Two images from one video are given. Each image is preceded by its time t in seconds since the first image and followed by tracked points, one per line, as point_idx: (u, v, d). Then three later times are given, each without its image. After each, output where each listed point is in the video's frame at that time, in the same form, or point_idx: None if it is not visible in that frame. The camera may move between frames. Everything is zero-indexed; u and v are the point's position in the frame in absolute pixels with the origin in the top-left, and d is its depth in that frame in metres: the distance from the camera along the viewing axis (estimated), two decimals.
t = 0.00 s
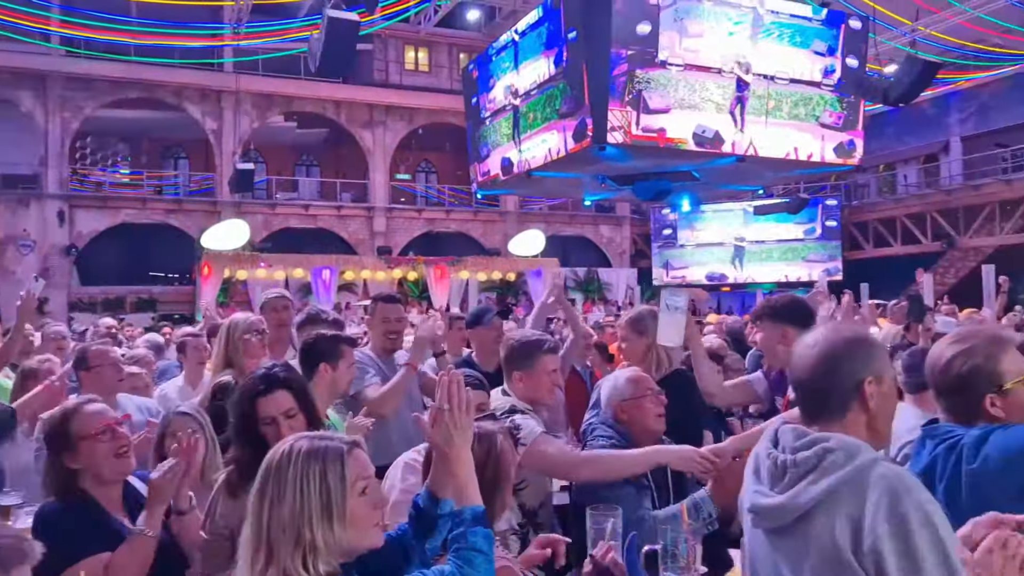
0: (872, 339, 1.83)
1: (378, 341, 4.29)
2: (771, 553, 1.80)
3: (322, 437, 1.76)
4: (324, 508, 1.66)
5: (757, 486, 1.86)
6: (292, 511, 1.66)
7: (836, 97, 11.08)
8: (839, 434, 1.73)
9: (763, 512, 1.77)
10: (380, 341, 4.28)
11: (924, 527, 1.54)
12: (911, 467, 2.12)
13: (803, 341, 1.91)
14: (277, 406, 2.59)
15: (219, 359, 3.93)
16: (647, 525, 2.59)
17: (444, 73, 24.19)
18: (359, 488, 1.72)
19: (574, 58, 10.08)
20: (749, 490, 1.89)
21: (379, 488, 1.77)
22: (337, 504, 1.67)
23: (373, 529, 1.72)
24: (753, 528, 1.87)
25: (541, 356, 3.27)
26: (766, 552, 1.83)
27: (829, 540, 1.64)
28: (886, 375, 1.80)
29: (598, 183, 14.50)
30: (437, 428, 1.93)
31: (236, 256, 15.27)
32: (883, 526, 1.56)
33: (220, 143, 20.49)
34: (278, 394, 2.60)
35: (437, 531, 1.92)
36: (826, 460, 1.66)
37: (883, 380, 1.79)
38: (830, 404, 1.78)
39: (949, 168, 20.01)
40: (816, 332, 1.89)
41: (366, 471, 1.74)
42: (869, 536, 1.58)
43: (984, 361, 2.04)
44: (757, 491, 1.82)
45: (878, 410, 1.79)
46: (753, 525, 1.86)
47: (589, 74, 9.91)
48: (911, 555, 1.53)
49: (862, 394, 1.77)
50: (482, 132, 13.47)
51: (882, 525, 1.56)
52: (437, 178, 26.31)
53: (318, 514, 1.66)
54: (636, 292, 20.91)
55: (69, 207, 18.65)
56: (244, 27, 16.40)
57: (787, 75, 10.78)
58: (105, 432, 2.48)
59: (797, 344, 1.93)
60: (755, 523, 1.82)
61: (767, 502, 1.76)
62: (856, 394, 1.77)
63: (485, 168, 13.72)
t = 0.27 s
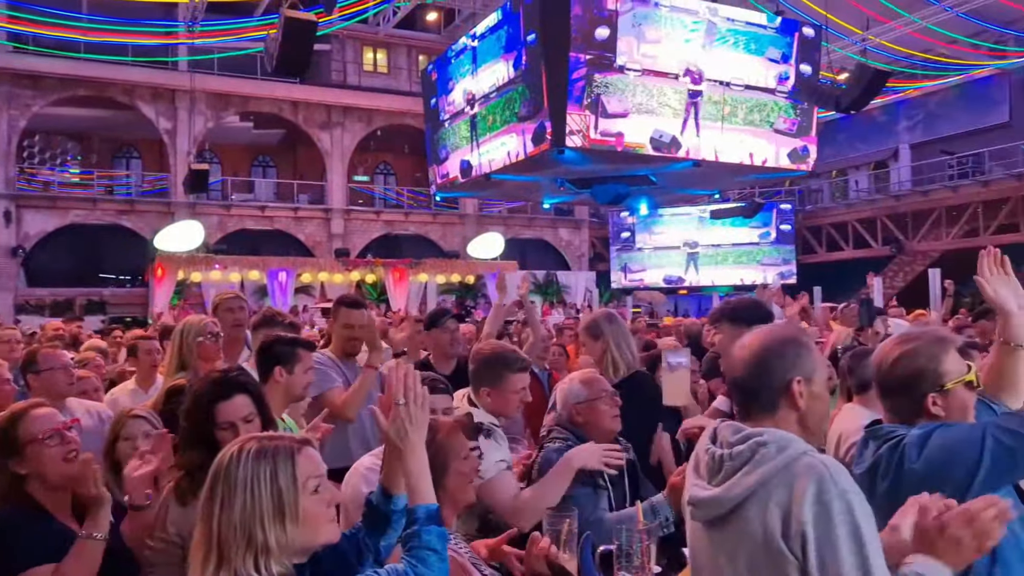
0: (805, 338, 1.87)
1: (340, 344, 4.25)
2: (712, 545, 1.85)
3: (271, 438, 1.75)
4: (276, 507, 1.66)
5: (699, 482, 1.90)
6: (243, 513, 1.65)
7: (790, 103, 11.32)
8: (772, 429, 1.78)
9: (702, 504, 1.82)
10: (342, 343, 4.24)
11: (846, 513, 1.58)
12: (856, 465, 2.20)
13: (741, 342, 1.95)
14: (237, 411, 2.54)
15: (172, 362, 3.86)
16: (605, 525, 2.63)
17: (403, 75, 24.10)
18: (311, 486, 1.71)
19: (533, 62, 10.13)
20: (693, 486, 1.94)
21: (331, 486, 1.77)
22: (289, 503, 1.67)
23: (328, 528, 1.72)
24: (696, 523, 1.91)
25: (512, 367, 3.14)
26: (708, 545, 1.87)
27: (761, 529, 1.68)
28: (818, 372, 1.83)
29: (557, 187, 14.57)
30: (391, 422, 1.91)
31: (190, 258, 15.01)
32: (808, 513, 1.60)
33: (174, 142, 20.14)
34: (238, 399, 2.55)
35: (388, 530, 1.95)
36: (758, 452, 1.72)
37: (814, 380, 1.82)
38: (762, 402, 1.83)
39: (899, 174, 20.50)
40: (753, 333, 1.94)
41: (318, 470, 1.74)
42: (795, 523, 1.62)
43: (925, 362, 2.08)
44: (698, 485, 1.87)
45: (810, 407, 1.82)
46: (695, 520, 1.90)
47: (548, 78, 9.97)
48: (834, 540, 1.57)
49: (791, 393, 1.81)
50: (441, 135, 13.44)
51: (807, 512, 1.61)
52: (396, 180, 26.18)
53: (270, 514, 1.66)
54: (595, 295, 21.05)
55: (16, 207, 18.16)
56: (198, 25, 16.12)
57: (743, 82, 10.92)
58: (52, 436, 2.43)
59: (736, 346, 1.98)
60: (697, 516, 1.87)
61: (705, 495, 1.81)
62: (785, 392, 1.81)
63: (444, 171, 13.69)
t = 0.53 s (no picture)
0: (749, 341, 1.89)
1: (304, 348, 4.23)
2: (658, 542, 1.88)
3: (224, 443, 1.73)
4: (230, 513, 1.64)
5: (645, 481, 1.93)
6: (195, 522, 1.62)
7: (746, 108, 11.49)
8: (715, 429, 1.81)
9: (647, 502, 1.84)
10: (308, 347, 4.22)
11: (780, 506, 1.61)
12: (807, 464, 2.20)
13: (689, 346, 1.98)
14: (199, 415, 2.48)
15: (125, 365, 3.78)
16: (561, 525, 2.62)
17: (362, 76, 23.93)
18: (266, 488, 1.69)
19: (492, 64, 10.14)
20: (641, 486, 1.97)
21: (290, 487, 1.75)
22: (244, 509, 1.65)
23: (287, 527, 1.71)
24: (644, 522, 1.94)
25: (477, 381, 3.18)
26: (655, 544, 1.90)
27: (701, 524, 1.72)
28: (761, 374, 1.86)
29: (517, 190, 14.59)
30: (353, 435, 1.87)
31: (143, 259, 14.72)
32: (747, 508, 1.63)
33: (126, 142, 19.73)
34: (200, 404, 2.49)
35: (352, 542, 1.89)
36: (700, 450, 1.75)
37: (757, 382, 1.85)
38: (707, 404, 1.86)
39: (851, 180, 20.94)
40: (700, 337, 1.96)
41: (273, 471, 1.71)
42: (734, 517, 1.65)
43: (876, 365, 2.08)
44: (644, 484, 1.90)
45: (753, 408, 1.85)
46: (643, 519, 1.93)
47: (508, 81, 9.99)
48: (769, 533, 1.60)
49: (734, 395, 1.83)
50: (401, 137, 13.38)
51: (744, 506, 1.64)
52: (355, 182, 25.97)
53: (224, 519, 1.64)
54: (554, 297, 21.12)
55: None
56: (152, 22, 15.83)
57: (700, 88, 11.04)
58: None
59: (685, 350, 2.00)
60: (643, 515, 1.90)
61: (650, 492, 1.84)
62: (729, 393, 1.84)
63: (403, 173, 13.62)
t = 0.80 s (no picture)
0: (700, 346, 1.90)
1: (267, 351, 4.16)
2: (614, 542, 1.87)
3: (177, 449, 1.68)
4: (184, 520, 1.59)
5: (601, 481, 1.92)
6: (150, 531, 1.58)
7: (707, 113, 11.61)
8: (670, 430, 1.81)
9: (603, 502, 1.84)
10: (271, 350, 4.16)
11: (735, 505, 1.61)
12: (761, 464, 2.20)
13: (642, 350, 1.97)
14: (159, 420, 2.40)
15: (76, 369, 3.67)
16: (520, 526, 2.61)
17: (324, 76, 23.72)
18: (222, 494, 1.65)
19: (455, 66, 10.13)
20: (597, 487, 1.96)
21: (248, 492, 1.70)
22: (198, 516, 1.60)
23: (245, 533, 1.67)
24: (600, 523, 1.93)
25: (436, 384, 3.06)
26: (611, 545, 1.89)
27: (658, 523, 1.71)
28: (712, 377, 1.86)
29: (480, 192, 14.57)
30: (310, 441, 1.86)
31: (98, 260, 14.40)
32: (701, 507, 1.63)
33: (80, 140, 19.31)
34: (161, 408, 2.41)
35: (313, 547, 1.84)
36: (656, 451, 1.75)
37: (708, 386, 1.85)
38: (660, 408, 1.85)
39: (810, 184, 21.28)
40: (652, 341, 1.96)
41: (230, 477, 1.67)
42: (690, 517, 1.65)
43: (829, 367, 2.09)
44: (600, 484, 1.89)
45: (705, 412, 1.86)
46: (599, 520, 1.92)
47: (471, 84, 9.98)
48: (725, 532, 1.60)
49: (686, 400, 1.83)
50: (363, 138, 13.27)
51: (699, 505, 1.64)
52: (316, 183, 25.72)
53: (179, 526, 1.59)
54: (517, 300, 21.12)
55: None
56: (107, 18, 15.52)
57: (662, 92, 11.13)
58: None
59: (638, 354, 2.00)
60: (599, 515, 1.89)
61: (606, 492, 1.83)
62: (680, 398, 1.84)
63: (365, 174, 13.51)
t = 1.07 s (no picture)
0: (660, 348, 1.91)
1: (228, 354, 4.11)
2: (575, 543, 1.86)
3: (137, 451, 1.64)
4: (140, 523, 1.56)
5: (564, 483, 1.92)
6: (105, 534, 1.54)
7: (669, 118, 11.71)
8: (632, 432, 1.81)
9: (564, 503, 1.83)
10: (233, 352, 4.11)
11: (692, 507, 1.62)
12: (720, 463, 2.22)
13: (604, 353, 1.98)
14: (118, 422, 2.34)
15: (26, 371, 3.58)
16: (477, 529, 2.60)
17: (285, 76, 23.49)
18: (182, 499, 1.61)
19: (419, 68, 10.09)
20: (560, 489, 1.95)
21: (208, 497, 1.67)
22: (155, 520, 1.56)
23: (203, 539, 1.62)
24: (562, 524, 1.93)
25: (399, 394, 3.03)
26: (573, 547, 1.89)
27: (617, 523, 1.71)
28: (671, 379, 1.87)
29: (442, 194, 14.53)
30: (276, 434, 1.79)
31: (50, 261, 14.06)
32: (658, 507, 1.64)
33: (33, 138, 18.86)
34: (120, 410, 2.35)
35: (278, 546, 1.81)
36: (618, 452, 1.75)
37: (665, 388, 1.86)
38: (620, 408, 1.85)
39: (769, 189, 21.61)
40: (615, 343, 1.97)
41: (190, 482, 1.63)
42: (649, 518, 1.65)
43: (787, 368, 2.12)
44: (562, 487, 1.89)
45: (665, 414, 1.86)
46: (561, 522, 1.92)
47: (434, 86, 9.95)
48: (682, 533, 1.61)
49: (643, 400, 1.84)
50: (324, 139, 13.14)
51: (658, 506, 1.64)
52: (276, 183, 25.44)
53: (135, 529, 1.55)
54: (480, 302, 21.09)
55: None
56: (61, 14, 15.15)
57: (624, 96, 11.20)
58: None
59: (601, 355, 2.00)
60: (560, 517, 1.88)
61: (567, 493, 1.82)
62: (637, 399, 1.84)
63: (327, 175, 13.39)
